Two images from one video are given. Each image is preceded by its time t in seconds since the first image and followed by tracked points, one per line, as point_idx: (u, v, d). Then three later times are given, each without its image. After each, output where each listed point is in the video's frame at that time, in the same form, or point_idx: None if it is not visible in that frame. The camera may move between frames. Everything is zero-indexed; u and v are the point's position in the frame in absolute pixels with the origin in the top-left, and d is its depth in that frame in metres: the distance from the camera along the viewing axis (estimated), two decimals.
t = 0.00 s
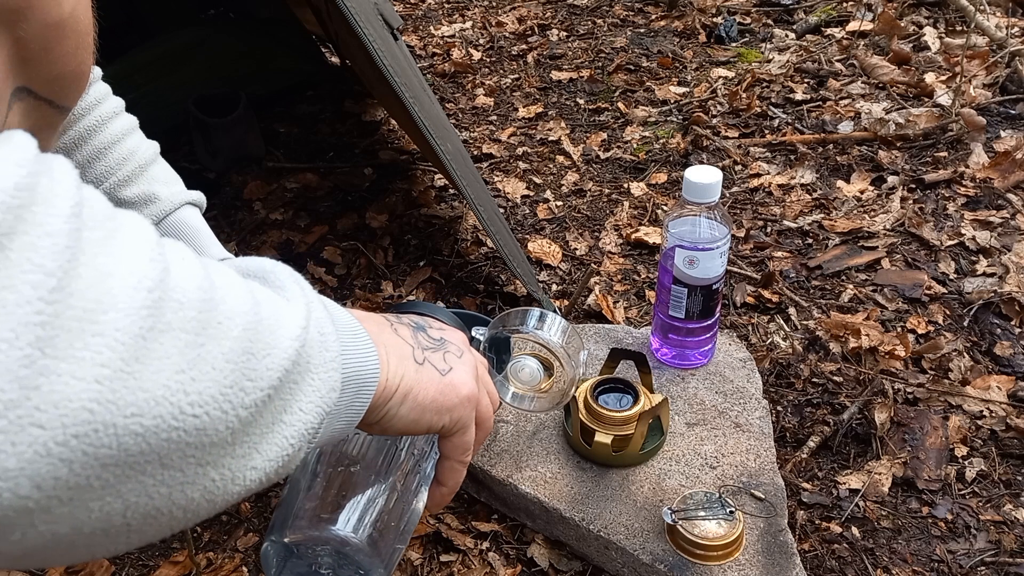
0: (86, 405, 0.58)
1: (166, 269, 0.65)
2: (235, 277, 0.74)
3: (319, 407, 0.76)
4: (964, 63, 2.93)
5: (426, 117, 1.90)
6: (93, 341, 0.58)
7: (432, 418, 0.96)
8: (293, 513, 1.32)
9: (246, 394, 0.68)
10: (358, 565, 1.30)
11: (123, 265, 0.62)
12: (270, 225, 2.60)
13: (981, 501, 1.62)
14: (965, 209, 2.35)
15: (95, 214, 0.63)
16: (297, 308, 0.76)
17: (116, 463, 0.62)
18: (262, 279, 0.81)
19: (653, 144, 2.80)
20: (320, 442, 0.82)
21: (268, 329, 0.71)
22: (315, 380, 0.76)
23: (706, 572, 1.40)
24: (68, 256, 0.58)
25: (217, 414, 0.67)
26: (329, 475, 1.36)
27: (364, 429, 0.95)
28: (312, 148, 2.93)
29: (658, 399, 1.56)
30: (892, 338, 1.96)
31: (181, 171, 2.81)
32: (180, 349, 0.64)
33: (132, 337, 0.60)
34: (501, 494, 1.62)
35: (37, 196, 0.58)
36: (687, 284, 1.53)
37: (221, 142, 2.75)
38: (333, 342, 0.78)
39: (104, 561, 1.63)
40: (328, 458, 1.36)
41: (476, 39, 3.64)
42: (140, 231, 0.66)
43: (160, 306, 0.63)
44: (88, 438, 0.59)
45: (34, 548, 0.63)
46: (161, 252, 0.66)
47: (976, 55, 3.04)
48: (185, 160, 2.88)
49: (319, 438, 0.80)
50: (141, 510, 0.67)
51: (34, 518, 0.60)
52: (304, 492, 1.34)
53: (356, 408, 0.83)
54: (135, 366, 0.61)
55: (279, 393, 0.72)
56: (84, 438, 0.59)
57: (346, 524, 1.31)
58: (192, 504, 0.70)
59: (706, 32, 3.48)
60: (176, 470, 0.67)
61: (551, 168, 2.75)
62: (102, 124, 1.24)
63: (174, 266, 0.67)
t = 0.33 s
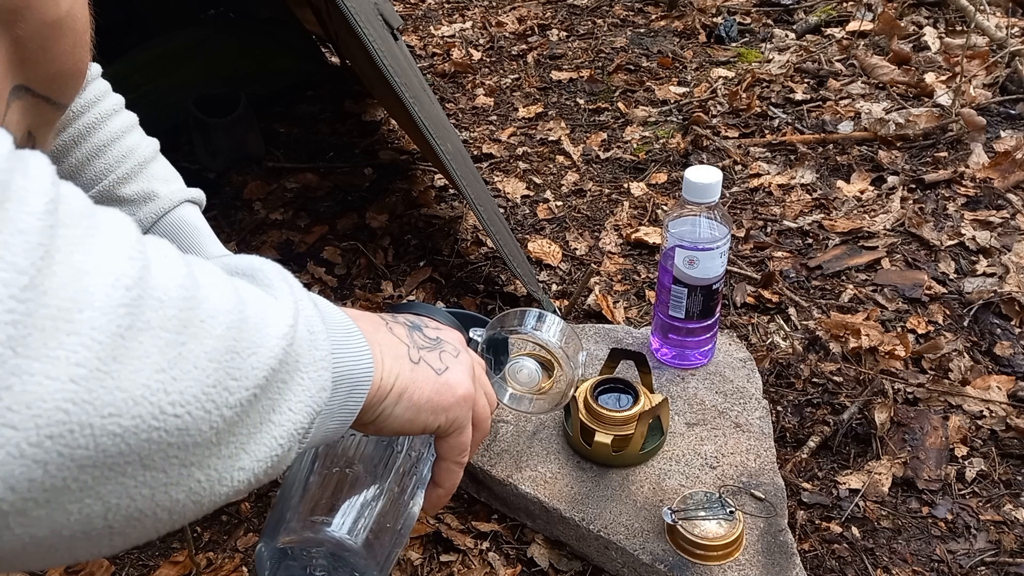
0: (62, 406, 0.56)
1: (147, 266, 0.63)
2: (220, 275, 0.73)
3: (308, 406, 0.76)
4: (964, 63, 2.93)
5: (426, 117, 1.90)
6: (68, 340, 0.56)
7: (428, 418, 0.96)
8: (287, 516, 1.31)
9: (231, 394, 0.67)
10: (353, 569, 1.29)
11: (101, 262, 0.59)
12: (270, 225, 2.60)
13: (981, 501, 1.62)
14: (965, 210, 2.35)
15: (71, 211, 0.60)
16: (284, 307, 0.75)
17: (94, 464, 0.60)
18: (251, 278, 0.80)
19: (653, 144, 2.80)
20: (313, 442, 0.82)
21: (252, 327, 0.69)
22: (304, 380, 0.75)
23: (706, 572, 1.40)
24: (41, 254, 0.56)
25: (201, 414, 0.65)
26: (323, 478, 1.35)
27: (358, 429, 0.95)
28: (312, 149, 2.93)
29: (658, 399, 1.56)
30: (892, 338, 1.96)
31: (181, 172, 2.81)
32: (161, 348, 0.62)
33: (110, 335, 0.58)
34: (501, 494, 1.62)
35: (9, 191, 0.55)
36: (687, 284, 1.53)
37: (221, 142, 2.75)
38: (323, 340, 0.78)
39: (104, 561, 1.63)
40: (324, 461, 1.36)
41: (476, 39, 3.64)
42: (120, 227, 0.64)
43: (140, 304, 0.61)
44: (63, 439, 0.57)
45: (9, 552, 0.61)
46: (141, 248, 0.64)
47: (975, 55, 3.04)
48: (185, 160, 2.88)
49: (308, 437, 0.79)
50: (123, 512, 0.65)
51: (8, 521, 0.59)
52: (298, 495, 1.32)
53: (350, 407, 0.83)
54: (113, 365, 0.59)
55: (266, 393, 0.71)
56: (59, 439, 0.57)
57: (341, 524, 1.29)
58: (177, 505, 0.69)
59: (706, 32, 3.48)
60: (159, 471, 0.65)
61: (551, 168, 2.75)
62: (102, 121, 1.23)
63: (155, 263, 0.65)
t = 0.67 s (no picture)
0: (58, 405, 0.56)
1: (144, 265, 0.63)
2: (218, 275, 0.73)
3: (307, 406, 0.76)
4: (964, 63, 2.93)
5: (426, 117, 1.90)
6: (65, 339, 0.56)
7: (428, 418, 0.96)
8: (288, 517, 1.31)
9: (230, 393, 0.67)
10: (354, 570, 1.29)
11: (97, 260, 0.59)
12: (270, 225, 2.60)
13: (981, 501, 1.62)
14: (965, 210, 2.35)
15: (66, 211, 0.60)
16: (283, 306, 0.75)
17: (92, 464, 0.60)
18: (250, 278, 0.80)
19: (653, 144, 2.80)
20: (314, 443, 0.82)
21: (251, 327, 0.69)
22: (304, 379, 0.75)
23: (706, 572, 1.40)
24: (36, 251, 0.55)
25: (199, 413, 0.65)
26: (325, 478, 1.35)
27: (357, 430, 0.95)
28: (312, 149, 2.93)
29: (658, 399, 1.56)
30: (892, 338, 1.96)
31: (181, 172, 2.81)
32: (158, 347, 0.62)
33: (107, 334, 0.58)
34: (501, 494, 1.62)
35: (5, 189, 0.55)
36: (687, 284, 1.53)
37: (221, 142, 2.75)
38: (322, 340, 0.78)
39: (103, 561, 1.63)
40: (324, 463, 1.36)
41: (476, 39, 3.64)
42: (116, 226, 0.64)
43: (137, 303, 0.61)
44: (60, 438, 0.57)
45: (6, 553, 0.61)
46: (138, 247, 0.64)
47: (975, 55, 3.05)
48: (185, 160, 2.88)
49: (308, 437, 0.79)
50: (122, 513, 0.65)
51: (5, 521, 0.58)
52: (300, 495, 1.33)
53: (351, 407, 0.83)
54: (110, 364, 0.58)
55: (264, 392, 0.71)
56: (56, 439, 0.57)
57: (342, 526, 1.28)
58: (176, 506, 0.69)
59: (706, 32, 3.48)
60: (157, 470, 0.65)
61: (551, 168, 2.75)
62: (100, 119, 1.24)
63: (152, 262, 0.65)
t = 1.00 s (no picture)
0: (54, 409, 0.56)
1: (142, 266, 0.63)
2: (218, 276, 0.73)
3: (308, 409, 0.76)
4: (964, 63, 2.93)
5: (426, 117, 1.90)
6: (61, 341, 0.56)
7: (429, 421, 0.96)
8: (289, 522, 1.30)
9: (230, 396, 0.67)
10: None
11: (94, 261, 0.59)
12: (270, 225, 2.60)
13: (981, 501, 1.62)
14: (965, 210, 2.35)
15: (64, 210, 0.60)
16: (284, 308, 0.75)
17: (89, 469, 0.60)
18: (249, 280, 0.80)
19: (653, 144, 2.80)
20: (314, 447, 0.82)
21: (250, 328, 0.70)
22: (304, 382, 0.75)
23: (706, 572, 1.40)
24: (32, 251, 0.55)
25: (198, 416, 0.65)
26: (325, 483, 1.34)
27: (358, 434, 0.95)
28: (312, 148, 2.93)
29: (658, 399, 1.56)
30: (892, 338, 1.96)
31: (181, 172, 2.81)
32: (156, 349, 0.62)
33: (104, 336, 0.58)
34: (501, 493, 1.62)
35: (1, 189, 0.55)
36: (687, 284, 1.53)
37: (221, 142, 2.75)
38: (323, 342, 0.78)
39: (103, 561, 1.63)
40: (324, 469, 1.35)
41: (476, 39, 3.64)
42: (114, 226, 0.64)
43: (135, 304, 0.61)
44: (56, 442, 0.57)
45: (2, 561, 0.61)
46: (136, 248, 0.64)
47: (976, 55, 3.05)
48: (185, 160, 2.88)
49: (309, 441, 0.79)
50: (120, 518, 0.65)
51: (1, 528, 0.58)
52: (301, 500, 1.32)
53: (351, 411, 0.83)
54: (107, 366, 0.58)
55: (265, 395, 0.71)
56: (52, 443, 0.56)
57: (344, 531, 1.28)
58: (175, 511, 0.69)
59: (706, 32, 3.48)
60: (156, 475, 0.65)
61: (551, 168, 2.75)
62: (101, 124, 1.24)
63: (151, 264, 0.65)
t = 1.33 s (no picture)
0: (41, 422, 0.56)
1: (134, 274, 0.63)
2: (212, 282, 0.73)
3: (305, 418, 0.76)
4: (964, 63, 2.93)
5: (426, 116, 1.90)
6: (49, 351, 0.55)
7: (431, 429, 0.96)
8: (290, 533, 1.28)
9: (223, 407, 0.67)
10: None
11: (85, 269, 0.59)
12: (270, 225, 2.60)
13: (981, 501, 1.62)
14: (965, 210, 2.35)
15: (53, 216, 0.60)
16: (281, 315, 0.75)
17: (79, 482, 0.60)
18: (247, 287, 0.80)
19: (653, 144, 2.80)
20: (314, 455, 0.82)
21: (245, 336, 0.70)
22: (301, 391, 0.75)
23: (706, 572, 1.40)
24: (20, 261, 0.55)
25: (191, 427, 0.65)
26: (326, 492, 1.33)
27: (359, 441, 0.95)
28: (312, 149, 2.93)
29: (658, 399, 1.57)
30: (892, 338, 1.96)
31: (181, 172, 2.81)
32: (147, 359, 0.62)
33: (92, 347, 0.58)
34: (501, 494, 1.62)
35: None
36: (687, 284, 1.53)
37: (221, 142, 2.75)
38: (321, 349, 0.78)
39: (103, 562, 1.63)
40: (325, 479, 1.34)
41: (475, 39, 3.64)
42: (105, 233, 0.64)
43: (125, 313, 0.61)
44: (43, 455, 0.56)
45: None
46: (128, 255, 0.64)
47: (976, 55, 3.05)
48: (185, 160, 2.88)
49: (308, 449, 0.79)
50: (111, 531, 0.65)
51: None
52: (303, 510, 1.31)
53: (351, 419, 0.83)
54: (96, 378, 0.58)
55: (260, 405, 0.71)
56: (39, 456, 0.56)
57: (345, 541, 1.27)
58: (169, 522, 0.69)
59: (706, 32, 3.48)
60: (148, 487, 0.65)
61: (551, 168, 2.75)
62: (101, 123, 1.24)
63: (143, 271, 0.65)
